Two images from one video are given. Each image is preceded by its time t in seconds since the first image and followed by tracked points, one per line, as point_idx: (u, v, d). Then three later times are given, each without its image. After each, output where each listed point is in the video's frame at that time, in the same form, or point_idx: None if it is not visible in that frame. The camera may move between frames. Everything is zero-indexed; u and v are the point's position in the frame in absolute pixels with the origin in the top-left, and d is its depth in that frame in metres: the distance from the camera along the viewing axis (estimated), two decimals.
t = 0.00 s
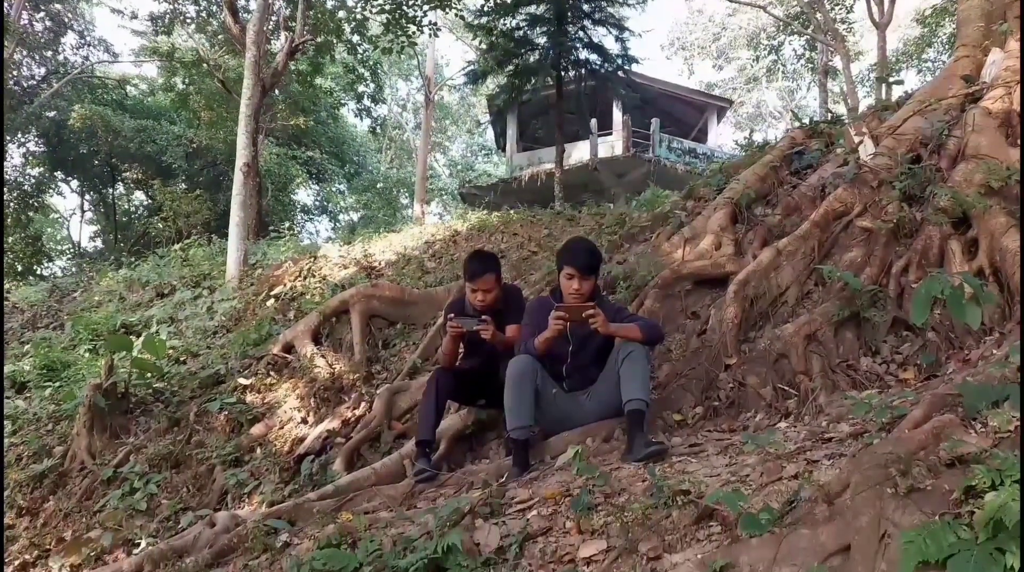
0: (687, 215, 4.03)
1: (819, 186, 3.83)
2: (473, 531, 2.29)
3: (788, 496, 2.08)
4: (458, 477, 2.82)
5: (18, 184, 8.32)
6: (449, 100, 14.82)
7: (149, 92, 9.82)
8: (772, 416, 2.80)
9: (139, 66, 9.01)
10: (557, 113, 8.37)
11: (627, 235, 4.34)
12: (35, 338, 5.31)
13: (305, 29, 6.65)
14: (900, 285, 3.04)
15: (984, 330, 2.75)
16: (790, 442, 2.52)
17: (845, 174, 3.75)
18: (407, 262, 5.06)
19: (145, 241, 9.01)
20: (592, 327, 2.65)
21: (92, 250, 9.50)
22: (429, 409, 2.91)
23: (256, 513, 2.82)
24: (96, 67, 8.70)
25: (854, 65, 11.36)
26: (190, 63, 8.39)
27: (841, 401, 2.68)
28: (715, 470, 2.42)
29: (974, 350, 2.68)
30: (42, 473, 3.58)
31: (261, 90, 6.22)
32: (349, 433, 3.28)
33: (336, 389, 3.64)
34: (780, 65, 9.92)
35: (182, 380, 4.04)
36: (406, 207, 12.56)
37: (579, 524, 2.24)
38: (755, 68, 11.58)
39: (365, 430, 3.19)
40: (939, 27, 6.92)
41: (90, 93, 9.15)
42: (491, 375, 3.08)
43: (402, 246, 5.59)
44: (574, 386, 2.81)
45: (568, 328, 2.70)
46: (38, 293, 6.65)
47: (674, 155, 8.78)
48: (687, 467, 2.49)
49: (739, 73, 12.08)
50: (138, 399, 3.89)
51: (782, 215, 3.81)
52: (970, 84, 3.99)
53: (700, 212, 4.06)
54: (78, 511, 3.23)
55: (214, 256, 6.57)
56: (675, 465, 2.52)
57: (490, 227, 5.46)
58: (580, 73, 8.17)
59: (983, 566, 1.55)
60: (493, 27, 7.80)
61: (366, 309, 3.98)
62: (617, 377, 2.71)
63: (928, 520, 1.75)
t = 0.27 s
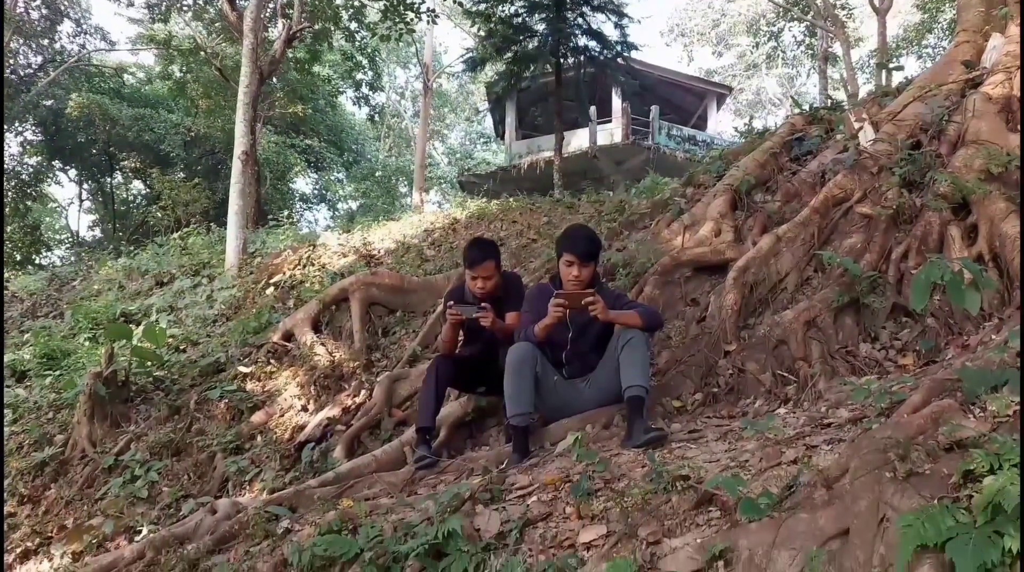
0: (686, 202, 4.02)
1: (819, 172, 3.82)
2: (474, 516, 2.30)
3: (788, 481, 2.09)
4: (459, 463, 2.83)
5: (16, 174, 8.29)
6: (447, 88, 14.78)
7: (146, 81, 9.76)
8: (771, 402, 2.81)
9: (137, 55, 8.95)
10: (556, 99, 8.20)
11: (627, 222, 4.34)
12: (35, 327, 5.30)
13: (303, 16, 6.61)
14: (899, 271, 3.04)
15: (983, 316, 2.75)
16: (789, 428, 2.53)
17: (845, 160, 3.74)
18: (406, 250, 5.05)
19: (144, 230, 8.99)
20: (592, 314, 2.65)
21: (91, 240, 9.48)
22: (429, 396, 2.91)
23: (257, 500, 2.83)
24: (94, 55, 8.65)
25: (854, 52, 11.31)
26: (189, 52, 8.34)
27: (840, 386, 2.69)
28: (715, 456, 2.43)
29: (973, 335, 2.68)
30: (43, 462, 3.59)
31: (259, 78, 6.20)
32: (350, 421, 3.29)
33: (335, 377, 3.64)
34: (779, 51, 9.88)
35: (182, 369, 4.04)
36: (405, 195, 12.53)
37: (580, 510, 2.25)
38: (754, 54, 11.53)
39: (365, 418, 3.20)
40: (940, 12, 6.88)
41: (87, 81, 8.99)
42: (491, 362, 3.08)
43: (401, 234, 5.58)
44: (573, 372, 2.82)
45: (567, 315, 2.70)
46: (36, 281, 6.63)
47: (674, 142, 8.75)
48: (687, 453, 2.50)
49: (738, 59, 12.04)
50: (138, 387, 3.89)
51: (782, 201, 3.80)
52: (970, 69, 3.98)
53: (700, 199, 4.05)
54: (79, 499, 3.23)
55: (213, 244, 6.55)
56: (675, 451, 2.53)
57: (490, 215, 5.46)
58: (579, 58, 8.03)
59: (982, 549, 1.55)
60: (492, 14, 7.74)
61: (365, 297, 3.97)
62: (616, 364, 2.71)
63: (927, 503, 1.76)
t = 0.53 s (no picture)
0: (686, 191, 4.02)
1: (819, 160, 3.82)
2: (474, 506, 2.30)
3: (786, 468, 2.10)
4: (459, 453, 2.84)
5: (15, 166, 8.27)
6: (445, 78, 14.72)
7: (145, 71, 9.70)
8: (770, 391, 2.81)
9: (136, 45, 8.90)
10: (557, 90, 7.96)
11: (626, 213, 4.33)
12: (34, 319, 5.30)
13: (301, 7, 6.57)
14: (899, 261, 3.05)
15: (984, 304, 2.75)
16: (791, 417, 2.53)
17: (844, 149, 3.75)
18: (405, 241, 5.05)
19: (142, 222, 8.97)
20: (591, 304, 2.65)
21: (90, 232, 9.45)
22: (429, 387, 2.92)
23: (258, 490, 2.84)
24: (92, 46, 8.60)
25: (854, 41, 11.27)
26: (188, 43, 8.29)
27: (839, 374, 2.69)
28: (715, 446, 2.44)
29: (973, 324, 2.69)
30: (44, 453, 3.59)
31: (258, 70, 6.18)
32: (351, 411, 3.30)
33: (335, 368, 3.65)
34: (778, 41, 9.84)
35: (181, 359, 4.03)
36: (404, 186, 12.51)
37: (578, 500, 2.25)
38: (754, 44, 11.49)
39: (366, 409, 3.20)
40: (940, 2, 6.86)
41: (84, 73, 8.90)
42: (491, 353, 3.09)
43: (400, 225, 5.57)
44: (573, 362, 2.82)
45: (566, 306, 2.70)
46: (36, 273, 6.63)
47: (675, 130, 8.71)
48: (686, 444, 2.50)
49: (738, 49, 11.99)
50: (138, 379, 3.90)
51: (781, 191, 3.80)
52: (970, 59, 3.98)
53: (699, 189, 4.05)
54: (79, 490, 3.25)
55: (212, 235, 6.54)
56: (674, 440, 2.53)
57: (489, 206, 5.45)
58: (578, 49, 7.77)
59: (981, 536, 1.56)
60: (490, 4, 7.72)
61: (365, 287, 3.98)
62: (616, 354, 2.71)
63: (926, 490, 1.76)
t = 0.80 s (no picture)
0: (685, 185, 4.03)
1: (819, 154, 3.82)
2: (474, 499, 2.31)
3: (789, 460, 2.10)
4: (459, 447, 2.84)
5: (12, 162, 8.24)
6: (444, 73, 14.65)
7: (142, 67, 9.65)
8: (770, 384, 2.81)
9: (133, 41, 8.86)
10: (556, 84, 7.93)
11: (626, 207, 4.33)
12: (34, 315, 5.29)
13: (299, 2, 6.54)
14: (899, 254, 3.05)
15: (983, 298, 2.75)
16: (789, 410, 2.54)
17: (843, 143, 3.73)
18: (405, 236, 5.07)
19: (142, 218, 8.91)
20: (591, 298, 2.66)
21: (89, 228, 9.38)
22: (429, 381, 2.92)
23: (258, 485, 2.84)
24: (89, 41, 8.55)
25: (852, 35, 11.23)
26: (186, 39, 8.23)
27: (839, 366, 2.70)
28: (715, 438, 2.44)
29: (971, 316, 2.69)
30: (45, 448, 3.58)
31: (257, 64, 6.15)
32: (351, 406, 3.30)
33: (334, 362, 3.66)
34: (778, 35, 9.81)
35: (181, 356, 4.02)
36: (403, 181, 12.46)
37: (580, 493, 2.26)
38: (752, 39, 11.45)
39: (366, 404, 3.21)
40: None
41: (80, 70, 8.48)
42: (491, 347, 3.09)
43: (400, 220, 5.57)
44: (573, 357, 2.83)
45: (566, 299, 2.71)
46: (34, 270, 6.60)
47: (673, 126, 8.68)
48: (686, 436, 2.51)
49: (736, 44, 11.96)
50: (138, 373, 3.89)
51: (780, 184, 3.81)
52: (969, 52, 3.97)
53: (699, 183, 4.05)
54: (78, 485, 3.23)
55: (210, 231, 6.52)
56: (675, 433, 2.54)
57: (488, 201, 5.44)
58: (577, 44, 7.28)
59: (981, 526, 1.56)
60: None
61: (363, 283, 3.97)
62: (616, 348, 2.72)
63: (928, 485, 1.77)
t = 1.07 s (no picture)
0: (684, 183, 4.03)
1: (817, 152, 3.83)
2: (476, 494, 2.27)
3: (795, 460, 2.09)
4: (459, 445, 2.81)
5: None
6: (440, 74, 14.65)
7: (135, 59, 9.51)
8: (770, 381, 2.80)
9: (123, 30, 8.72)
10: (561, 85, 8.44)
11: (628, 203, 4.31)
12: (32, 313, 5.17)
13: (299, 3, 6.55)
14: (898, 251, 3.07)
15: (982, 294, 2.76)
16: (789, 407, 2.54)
17: (844, 140, 3.79)
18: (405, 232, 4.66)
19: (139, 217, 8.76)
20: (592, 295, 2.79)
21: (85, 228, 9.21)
22: (430, 378, 3.02)
23: (258, 481, 2.77)
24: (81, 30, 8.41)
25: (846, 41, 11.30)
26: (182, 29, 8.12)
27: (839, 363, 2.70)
28: (715, 435, 2.44)
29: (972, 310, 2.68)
30: (44, 447, 3.39)
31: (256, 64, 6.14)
32: (351, 403, 3.28)
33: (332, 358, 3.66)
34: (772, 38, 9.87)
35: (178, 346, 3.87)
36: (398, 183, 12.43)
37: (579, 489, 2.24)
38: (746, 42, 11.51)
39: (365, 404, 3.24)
40: None
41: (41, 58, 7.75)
42: (491, 345, 3.10)
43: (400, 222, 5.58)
44: (573, 354, 2.83)
45: (567, 297, 2.79)
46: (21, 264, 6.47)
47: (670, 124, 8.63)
48: (685, 433, 2.50)
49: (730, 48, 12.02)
50: (138, 372, 3.77)
51: (781, 182, 3.89)
52: (968, 47, 3.94)
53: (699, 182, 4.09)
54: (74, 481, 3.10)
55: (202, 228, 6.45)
56: (675, 430, 2.55)
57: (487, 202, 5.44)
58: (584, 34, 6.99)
59: (979, 521, 1.72)
60: None
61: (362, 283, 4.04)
62: (615, 345, 2.83)
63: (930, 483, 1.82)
